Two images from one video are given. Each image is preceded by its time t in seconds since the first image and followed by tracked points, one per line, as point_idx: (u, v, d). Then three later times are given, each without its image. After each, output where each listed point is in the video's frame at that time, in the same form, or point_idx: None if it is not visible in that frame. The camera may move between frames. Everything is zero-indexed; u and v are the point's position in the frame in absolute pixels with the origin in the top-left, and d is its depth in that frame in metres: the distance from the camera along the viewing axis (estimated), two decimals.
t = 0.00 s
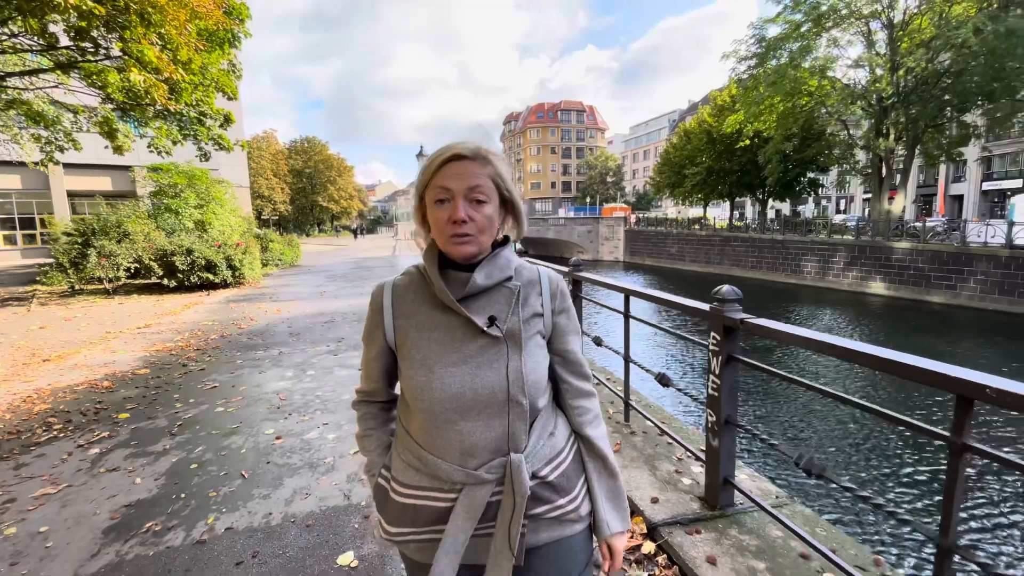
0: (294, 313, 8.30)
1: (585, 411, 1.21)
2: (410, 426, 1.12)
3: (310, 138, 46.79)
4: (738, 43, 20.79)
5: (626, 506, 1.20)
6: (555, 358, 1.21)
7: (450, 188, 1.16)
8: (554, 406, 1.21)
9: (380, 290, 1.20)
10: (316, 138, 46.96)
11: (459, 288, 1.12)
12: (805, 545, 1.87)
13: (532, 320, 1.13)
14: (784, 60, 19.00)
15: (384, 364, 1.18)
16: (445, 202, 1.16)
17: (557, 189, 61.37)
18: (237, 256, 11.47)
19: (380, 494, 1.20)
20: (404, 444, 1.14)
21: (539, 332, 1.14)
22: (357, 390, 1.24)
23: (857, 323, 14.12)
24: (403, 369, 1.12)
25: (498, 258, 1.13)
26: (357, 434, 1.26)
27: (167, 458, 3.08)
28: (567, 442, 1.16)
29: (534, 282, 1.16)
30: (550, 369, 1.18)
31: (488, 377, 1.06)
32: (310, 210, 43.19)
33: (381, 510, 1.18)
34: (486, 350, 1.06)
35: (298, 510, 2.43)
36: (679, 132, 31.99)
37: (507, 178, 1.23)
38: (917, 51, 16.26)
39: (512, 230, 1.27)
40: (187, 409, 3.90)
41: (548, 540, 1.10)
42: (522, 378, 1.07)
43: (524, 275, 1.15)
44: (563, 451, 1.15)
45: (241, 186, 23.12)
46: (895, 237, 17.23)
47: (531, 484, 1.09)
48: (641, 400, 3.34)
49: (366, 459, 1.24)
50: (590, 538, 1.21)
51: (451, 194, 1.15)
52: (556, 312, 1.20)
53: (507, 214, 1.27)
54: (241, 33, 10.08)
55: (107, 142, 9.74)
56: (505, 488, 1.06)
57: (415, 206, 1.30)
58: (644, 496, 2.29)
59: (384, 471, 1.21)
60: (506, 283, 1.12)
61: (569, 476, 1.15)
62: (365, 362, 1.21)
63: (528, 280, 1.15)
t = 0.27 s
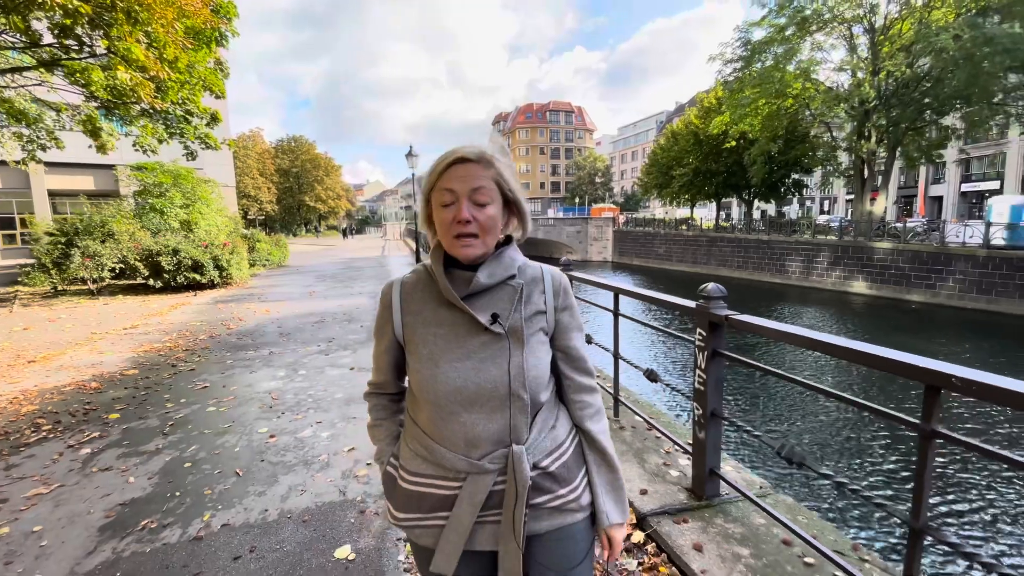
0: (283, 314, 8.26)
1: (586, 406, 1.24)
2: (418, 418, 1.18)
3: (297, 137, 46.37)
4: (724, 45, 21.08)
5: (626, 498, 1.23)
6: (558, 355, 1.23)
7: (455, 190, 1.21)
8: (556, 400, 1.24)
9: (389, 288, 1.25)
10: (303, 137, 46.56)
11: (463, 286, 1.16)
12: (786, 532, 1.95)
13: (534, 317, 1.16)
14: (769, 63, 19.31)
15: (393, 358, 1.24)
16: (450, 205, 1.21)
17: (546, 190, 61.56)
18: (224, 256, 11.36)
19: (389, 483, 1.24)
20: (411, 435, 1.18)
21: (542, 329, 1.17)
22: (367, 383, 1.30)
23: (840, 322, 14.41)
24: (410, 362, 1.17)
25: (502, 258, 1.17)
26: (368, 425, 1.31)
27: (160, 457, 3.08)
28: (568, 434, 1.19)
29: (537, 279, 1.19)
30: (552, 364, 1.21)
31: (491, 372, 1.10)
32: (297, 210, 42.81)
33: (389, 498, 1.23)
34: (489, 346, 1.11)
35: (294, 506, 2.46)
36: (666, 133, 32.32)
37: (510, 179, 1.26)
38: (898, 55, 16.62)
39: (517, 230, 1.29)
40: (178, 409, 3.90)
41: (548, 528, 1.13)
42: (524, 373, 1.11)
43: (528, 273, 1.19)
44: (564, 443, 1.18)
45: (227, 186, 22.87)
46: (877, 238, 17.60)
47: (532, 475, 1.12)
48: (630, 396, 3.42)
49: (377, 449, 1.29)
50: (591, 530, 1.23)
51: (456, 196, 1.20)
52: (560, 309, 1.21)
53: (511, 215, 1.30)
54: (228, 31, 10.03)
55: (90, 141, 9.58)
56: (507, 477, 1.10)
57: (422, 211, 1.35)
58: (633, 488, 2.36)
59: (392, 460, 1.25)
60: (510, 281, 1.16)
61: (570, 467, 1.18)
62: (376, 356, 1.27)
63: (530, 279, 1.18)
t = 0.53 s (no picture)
0: (272, 314, 8.22)
1: (588, 406, 1.26)
2: (425, 411, 1.22)
3: (285, 137, 45.97)
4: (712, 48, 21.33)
5: (625, 496, 1.26)
6: (563, 355, 1.25)
7: (472, 188, 1.24)
8: (559, 399, 1.27)
9: (402, 281, 1.29)
10: (291, 136, 46.17)
11: (474, 282, 1.18)
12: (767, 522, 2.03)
13: (541, 317, 1.19)
14: (755, 66, 19.59)
15: (402, 351, 1.27)
16: (466, 202, 1.25)
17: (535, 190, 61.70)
18: (212, 257, 11.25)
19: (395, 474, 1.29)
20: (418, 427, 1.23)
21: (548, 329, 1.20)
22: (375, 374, 1.33)
23: (825, 321, 14.66)
24: (420, 357, 1.21)
25: (514, 258, 1.19)
26: (375, 417, 1.35)
27: (151, 457, 3.09)
28: (570, 432, 1.22)
29: (546, 281, 1.22)
30: (556, 365, 1.24)
31: (499, 370, 1.13)
32: (284, 210, 42.43)
33: (394, 489, 1.27)
34: (497, 344, 1.14)
35: (287, 503, 2.49)
36: (655, 135, 32.59)
37: (528, 184, 1.28)
38: (881, 59, 16.95)
39: (530, 234, 1.31)
40: (168, 409, 3.89)
41: (548, 523, 1.17)
42: (530, 371, 1.14)
43: (537, 274, 1.22)
44: (566, 441, 1.22)
45: (213, 185, 22.62)
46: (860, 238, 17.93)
47: (535, 471, 1.16)
48: (617, 393, 3.49)
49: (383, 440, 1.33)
50: (591, 525, 1.27)
51: (472, 194, 1.23)
52: (567, 311, 1.24)
53: (527, 219, 1.31)
54: (216, 30, 9.97)
55: (75, 140, 9.45)
56: (510, 472, 1.14)
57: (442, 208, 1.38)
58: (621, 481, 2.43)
59: (398, 452, 1.29)
60: (520, 280, 1.18)
61: (570, 464, 1.22)
62: (385, 348, 1.30)
63: (540, 280, 1.21)
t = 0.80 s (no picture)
0: (262, 315, 8.20)
1: (597, 410, 1.32)
2: (439, 417, 1.21)
3: (275, 137, 45.66)
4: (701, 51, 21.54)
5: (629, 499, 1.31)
6: (576, 364, 1.32)
7: (493, 202, 1.27)
8: (569, 404, 1.32)
9: (421, 283, 1.28)
10: (281, 136, 45.86)
11: (501, 290, 1.22)
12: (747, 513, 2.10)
13: (560, 326, 1.25)
14: (744, 69, 19.83)
15: (417, 353, 1.27)
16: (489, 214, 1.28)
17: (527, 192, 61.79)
18: (201, 257, 11.17)
19: (405, 479, 1.28)
20: (431, 432, 1.23)
21: (565, 338, 1.26)
22: (386, 376, 1.32)
23: (812, 321, 14.88)
24: (438, 361, 1.21)
25: (536, 269, 1.25)
26: (383, 421, 1.33)
27: (142, 456, 3.10)
28: (582, 436, 1.27)
29: (564, 291, 1.28)
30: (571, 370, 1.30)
31: (521, 376, 1.16)
32: (274, 210, 42.13)
33: (405, 494, 1.27)
34: (520, 350, 1.17)
35: (278, 501, 2.52)
36: (645, 137, 32.84)
37: (547, 193, 1.29)
38: (866, 62, 17.24)
39: (550, 242, 1.34)
40: (158, 410, 3.90)
41: (559, 526, 1.20)
42: (550, 377, 1.18)
43: (557, 284, 1.28)
44: (578, 444, 1.26)
45: (202, 185, 22.42)
46: (847, 239, 18.21)
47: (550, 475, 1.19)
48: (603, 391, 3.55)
49: (391, 444, 1.32)
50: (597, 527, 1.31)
51: (494, 206, 1.26)
52: (581, 321, 1.32)
53: (548, 228, 1.33)
54: (205, 29, 9.93)
55: (61, 139, 9.33)
56: (527, 478, 1.16)
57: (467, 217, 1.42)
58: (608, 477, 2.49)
59: (410, 458, 1.29)
60: (542, 290, 1.24)
61: (581, 467, 1.26)
62: (398, 350, 1.29)
63: (559, 290, 1.27)
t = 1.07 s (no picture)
0: (254, 316, 8.20)
1: (599, 407, 1.36)
2: (446, 416, 1.22)
3: (268, 137, 45.44)
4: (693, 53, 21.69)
5: (630, 493, 1.36)
6: (580, 361, 1.37)
7: (511, 202, 1.28)
8: (573, 403, 1.36)
9: (426, 279, 1.27)
10: (273, 137, 45.69)
11: (512, 290, 1.24)
12: (723, 505, 2.18)
13: (567, 325, 1.28)
14: (735, 72, 20.01)
15: (423, 352, 1.26)
16: (506, 213, 1.29)
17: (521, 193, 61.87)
18: (192, 258, 11.13)
19: (411, 480, 1.28)
20: (436, 432, 1.24)
21: (570, 336, 1.30)
22: (388, 374, 1.30)
23: (801, 321, 15.05)
24: (447, 360, 1.21)
25: (546, 268, 1.28)
26: (384, 422, 1.32)
27: (133, 455, 3.13)
28: (586, 433, 1.30)
29: (570, 291, 1.33)
30: (576, 368, 1.34)
31: (530, 375, 1.19)
32: (266, 211, 41.90)
33: (412, 493, 1.27)
34: (530, 348, 1.20)
35: (268, 497, 2.56)
36: (637, 138, 33.02)
37: (563, 195, 1.34)
38: (855, 65, 17.46)
39: (560, 244, 1.38)
40: (149, 410, 3.92)
41: (567, 522, 1.23)
42: (558, 375, 1.21)
43: (563, 284, 1.31)
44: (583, 441, 1.29)
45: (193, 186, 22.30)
46: (836, 240, 18.42)
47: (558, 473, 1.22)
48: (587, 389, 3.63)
49: (394, 444, 1.31)
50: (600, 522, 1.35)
51: (512, 206, 1.28)
52: (585, 320, 1.36)
53: (559, 230, 1.37)
54: (196, 30, 9.92)
55: (50, 139, 9.26)
56: (537, 475, 1.19)
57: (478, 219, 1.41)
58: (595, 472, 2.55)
59: (416, 458, 1.29)
60: (550, 290, 1.27)
61: (587, 463, 1.29)
62: (401, 348, 1.27)
63: (565, 289, 1.31)
